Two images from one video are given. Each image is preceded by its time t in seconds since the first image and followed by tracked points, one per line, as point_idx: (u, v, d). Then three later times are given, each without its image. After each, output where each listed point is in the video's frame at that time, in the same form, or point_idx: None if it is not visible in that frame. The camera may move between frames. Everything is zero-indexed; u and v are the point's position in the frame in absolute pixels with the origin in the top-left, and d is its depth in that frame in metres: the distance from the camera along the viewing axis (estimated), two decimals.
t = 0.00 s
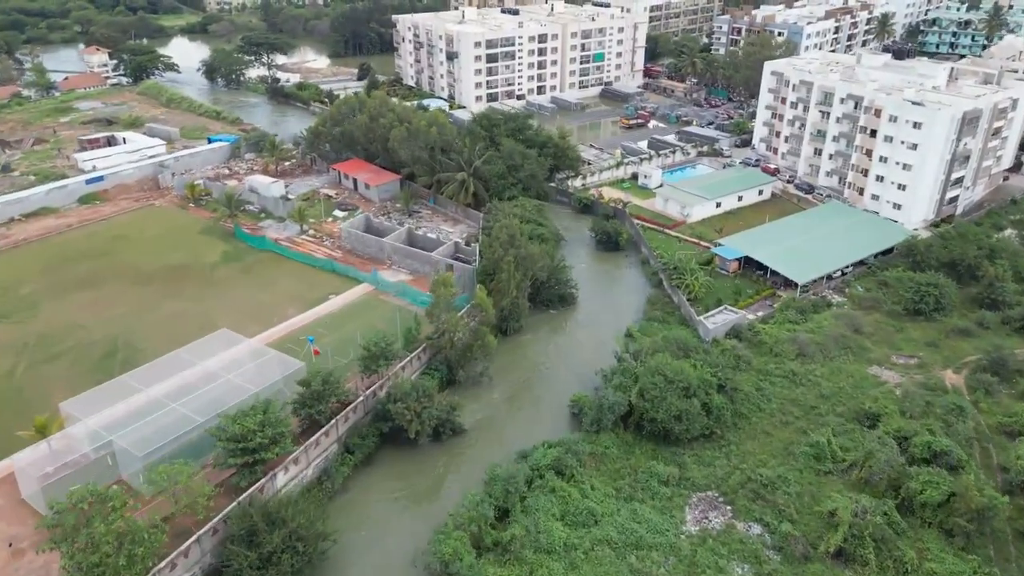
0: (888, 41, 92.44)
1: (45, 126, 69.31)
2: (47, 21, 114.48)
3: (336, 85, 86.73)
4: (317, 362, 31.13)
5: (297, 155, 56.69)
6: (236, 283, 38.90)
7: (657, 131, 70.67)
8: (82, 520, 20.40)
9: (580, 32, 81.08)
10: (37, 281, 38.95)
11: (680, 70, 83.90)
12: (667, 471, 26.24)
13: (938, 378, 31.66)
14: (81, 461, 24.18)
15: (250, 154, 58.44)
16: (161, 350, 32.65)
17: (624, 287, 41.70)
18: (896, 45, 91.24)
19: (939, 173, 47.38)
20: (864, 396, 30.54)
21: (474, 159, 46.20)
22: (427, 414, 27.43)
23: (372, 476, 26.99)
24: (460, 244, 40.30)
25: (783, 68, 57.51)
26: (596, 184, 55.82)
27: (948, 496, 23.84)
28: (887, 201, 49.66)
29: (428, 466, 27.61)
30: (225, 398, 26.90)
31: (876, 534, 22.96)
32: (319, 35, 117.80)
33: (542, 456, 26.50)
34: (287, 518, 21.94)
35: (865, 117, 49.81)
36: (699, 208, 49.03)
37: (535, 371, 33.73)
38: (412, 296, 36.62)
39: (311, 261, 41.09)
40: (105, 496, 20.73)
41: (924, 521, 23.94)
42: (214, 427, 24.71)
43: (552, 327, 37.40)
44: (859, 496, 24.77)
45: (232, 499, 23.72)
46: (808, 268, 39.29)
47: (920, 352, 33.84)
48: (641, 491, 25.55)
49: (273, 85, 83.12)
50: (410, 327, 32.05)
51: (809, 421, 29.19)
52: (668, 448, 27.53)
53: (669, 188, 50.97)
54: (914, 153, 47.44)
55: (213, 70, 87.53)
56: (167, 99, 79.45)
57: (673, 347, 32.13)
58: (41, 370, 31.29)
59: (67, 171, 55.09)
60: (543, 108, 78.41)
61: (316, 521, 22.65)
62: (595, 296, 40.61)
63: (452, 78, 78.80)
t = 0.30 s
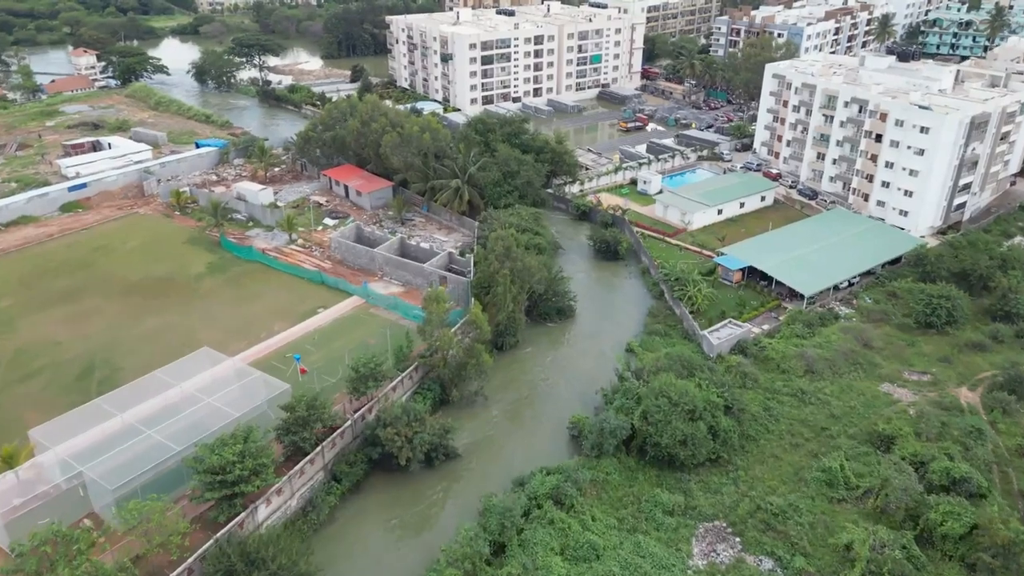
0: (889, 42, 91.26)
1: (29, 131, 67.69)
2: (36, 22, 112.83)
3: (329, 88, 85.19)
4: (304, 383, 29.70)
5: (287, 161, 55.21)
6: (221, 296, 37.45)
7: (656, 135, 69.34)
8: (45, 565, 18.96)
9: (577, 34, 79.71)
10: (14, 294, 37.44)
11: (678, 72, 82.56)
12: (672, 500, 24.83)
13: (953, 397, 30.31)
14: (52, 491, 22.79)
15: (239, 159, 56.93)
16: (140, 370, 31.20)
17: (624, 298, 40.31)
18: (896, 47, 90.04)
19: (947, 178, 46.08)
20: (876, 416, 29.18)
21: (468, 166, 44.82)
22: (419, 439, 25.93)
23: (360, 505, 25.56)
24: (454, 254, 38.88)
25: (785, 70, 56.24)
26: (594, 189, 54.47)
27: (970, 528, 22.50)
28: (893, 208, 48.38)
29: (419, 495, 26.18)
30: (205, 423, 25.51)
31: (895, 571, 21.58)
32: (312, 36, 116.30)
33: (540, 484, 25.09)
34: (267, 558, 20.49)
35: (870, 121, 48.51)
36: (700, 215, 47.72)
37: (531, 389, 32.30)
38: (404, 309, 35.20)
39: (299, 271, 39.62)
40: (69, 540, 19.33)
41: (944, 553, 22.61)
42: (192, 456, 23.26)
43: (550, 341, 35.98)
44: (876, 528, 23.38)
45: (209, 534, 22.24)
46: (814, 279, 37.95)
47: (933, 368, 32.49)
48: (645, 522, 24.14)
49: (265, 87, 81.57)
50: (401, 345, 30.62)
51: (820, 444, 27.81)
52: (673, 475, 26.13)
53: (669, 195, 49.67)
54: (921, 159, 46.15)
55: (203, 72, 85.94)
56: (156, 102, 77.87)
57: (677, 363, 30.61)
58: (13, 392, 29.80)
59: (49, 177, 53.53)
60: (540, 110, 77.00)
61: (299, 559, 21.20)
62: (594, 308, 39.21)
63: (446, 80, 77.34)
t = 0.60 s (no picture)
0: (892, 33, 89.57)
1: (11, 125, 65.81)
2: (22, 13, 110.49)
3: (320, 80, 83.26)
4: (289, 397, 28.21)
5: (276, 157, 53.47)
6: (204, 300, 35.89)
7: (656, 128, 67.68)
8: None
9: (575, 24, 77.85)
10: None
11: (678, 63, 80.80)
12: (679, 524, 23.38)
13: (972, 408, 28.91)
14: (19, 518, 21.29)
15: (226, 155, 55.15)
16: (117, 382, 29.67)
17: (625, 301, 38.78)
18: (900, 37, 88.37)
19: (959, 175, 44.58)
20: (892, 430, 27.75)
21: (463, 164, 43.19)
22: (410, 459, 24.43)
23: (347, 529, 24.09)
24: (448, 256, 37.33)
25: (790, 63, 54.62)
26: (593, 186, 52.90)
27: (998, 556, 21.08)
28: (902, 205, 46.86)
29: (410, 517, 24.72)
30: (184, 442, 24.04)
31: None
32: (305, 27, 114.20)
33: (539, 507, 23.61)
34: None
35: (879, 115, 46.95)
36: (703, 213, 46.20)
37: (529, 399, 30.81)
38: (395, 315, 33.70)
39: (286, 274, 38.04)
40: None
41: None
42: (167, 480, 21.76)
43: (548, 347, 34.47)
44: (896, 554, 21.96)
45: (185, 566, 20.75)
46: (824, 282, 36.45)
47: (949, 376, 31.08)
48: (650, 548, 22.68)
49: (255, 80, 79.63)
50: (391, 355, 29.12)
51: (833, 460, 26.36)
52: (679, 495, 24.67)
53: (671, 192, 48.14)
54: (932, 155, 44.63)
55: (191, 64, 83.93)
56: (143, 95, 75.91)
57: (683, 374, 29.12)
58: None
59: (29, 174, 51.77)
60: (536, 103, 75.28)
61: None
62: (594, 312, 37.71)
63: (441, 72, 75.52)
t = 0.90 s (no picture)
0: (900, 10, 87.40)
1: None
2: None
3: (314, 59, 81.11)
4: (278, 400, 26.93)
5: (267, 141, 51.76)
6: (191, 294, 34.43)
7: (659, 110, 65.87)
8: None
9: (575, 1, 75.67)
10: None
11: (681, 41, 78.72)
12: (687, 536, 22.19)
13: (991, 410, 27.65)
14: None
15: (216, 139, 53.42)
16: (98, 383, 28.34)
17: (628, 293, 37.41)
18: (908, 15, 86.22)
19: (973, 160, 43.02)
20: (909, 433, 26.50)
21: (459, 149, 41.60)
22: (404, 468, 23.14)
23: (338, 541, 22.88)
24: (444, 247, 35.93)
25: (798, 42, 52.81)
26: (594, 170, 51.37)
27: None
28: (914, 191, 45.34)
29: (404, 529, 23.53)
30: (164, 451, 22.76)
31: None
32: (299, 4, 111.64)
33: (540, 518, 22.39)
34: None
35: (891, 97, 45.28)
36: (708, 200, 44.72)
37: (529, 399, 29.52)
38: (390, 310, 32.35)
39: (276, 266, 36.56)
40: None
41: None
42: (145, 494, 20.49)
43: (549, 343, 33.13)
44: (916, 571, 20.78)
45: None
46: (835, 274, 35.06)
47: (967, 374, 29.79)
48: (657, 562, 21.48)
49: (246, 59, 77.47)
50: (385, 354, 27.78)
51: (848, 465, 25.13)
52: (687, 505, 23.47)
53: (675, 177, 46.62)
54: (946, 139, 43.04)
55: (181, 43, 81.69)
56: (131, 75, 73.81)
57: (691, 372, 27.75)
58: None
59: (12, 160, 50.02)
60: (536, 83, 73.35)
61: None
62: (596, 304, 36.34)
63: (438, 51, 73.51)
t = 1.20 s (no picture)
0: None
1: None
2: None
3: (308, 43, 79.08)
4: (267, 408, 25.64)
5: (259, 129, 50.10)
6: (177, 293, 33.00)
7: (662, 96, 64.09)
8: None
9: None
10: None
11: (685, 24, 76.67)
12: (697, 558, 20.96)
13: (1014, 417, 26.37)
14: None
15: (206, 128, 51.74)
16: (78, 390, 27.02)
17: (632, 291, 36.02)
18: None
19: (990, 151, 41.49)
20: (929, 443, 25.23)
21: (457, 139, 40.03)
22: (397, 485, 21.87)
23: (328, 562, 21.66)
24: (441, 243, 34.56)
25: (807, 26, 51.02)
26: (596, 160, 49.83)
27: None
28: (927, 181, 43.81)
29: (398, 548, 22.32)
30: (143, 468, 21.46)
31: None
32: None
33: (541, 539, 21.15)
34: None
35: (905, 85, 43.63)
36: (715, 191, 43.23)
37: (529, 406, 28.23)
38: (384, 311, 31.05)
39: (266, 263, 35.13)
40: None
41: None
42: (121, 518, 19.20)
43: (550, 345, 31.81)
44: None
45: None
46: (848, 270, 33.65)
47: (987, 379, 28.49)
48: None
49: (239, 42, 75.48)
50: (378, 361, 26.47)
51: (865, 480, 23.88)
52: (696, 523, 22.23)
53: (680, 168, 45.12)
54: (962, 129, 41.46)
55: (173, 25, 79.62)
56: (120, 60, 71.85)
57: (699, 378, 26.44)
58: None
59: None
60: (536, 68, 71.49)
61: None
62: (599, 303, 34.98)
63: (435, 34, 71.59)
